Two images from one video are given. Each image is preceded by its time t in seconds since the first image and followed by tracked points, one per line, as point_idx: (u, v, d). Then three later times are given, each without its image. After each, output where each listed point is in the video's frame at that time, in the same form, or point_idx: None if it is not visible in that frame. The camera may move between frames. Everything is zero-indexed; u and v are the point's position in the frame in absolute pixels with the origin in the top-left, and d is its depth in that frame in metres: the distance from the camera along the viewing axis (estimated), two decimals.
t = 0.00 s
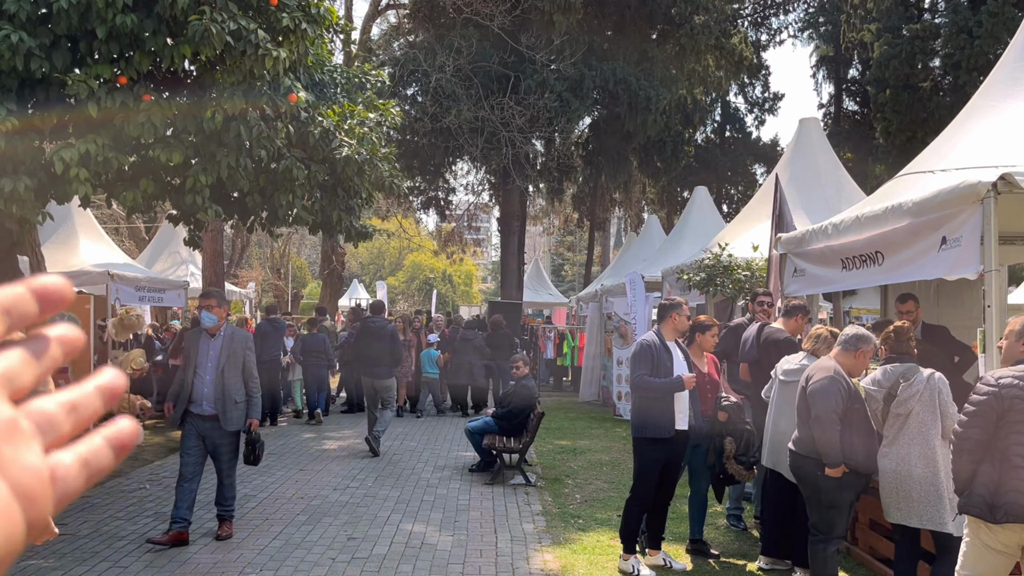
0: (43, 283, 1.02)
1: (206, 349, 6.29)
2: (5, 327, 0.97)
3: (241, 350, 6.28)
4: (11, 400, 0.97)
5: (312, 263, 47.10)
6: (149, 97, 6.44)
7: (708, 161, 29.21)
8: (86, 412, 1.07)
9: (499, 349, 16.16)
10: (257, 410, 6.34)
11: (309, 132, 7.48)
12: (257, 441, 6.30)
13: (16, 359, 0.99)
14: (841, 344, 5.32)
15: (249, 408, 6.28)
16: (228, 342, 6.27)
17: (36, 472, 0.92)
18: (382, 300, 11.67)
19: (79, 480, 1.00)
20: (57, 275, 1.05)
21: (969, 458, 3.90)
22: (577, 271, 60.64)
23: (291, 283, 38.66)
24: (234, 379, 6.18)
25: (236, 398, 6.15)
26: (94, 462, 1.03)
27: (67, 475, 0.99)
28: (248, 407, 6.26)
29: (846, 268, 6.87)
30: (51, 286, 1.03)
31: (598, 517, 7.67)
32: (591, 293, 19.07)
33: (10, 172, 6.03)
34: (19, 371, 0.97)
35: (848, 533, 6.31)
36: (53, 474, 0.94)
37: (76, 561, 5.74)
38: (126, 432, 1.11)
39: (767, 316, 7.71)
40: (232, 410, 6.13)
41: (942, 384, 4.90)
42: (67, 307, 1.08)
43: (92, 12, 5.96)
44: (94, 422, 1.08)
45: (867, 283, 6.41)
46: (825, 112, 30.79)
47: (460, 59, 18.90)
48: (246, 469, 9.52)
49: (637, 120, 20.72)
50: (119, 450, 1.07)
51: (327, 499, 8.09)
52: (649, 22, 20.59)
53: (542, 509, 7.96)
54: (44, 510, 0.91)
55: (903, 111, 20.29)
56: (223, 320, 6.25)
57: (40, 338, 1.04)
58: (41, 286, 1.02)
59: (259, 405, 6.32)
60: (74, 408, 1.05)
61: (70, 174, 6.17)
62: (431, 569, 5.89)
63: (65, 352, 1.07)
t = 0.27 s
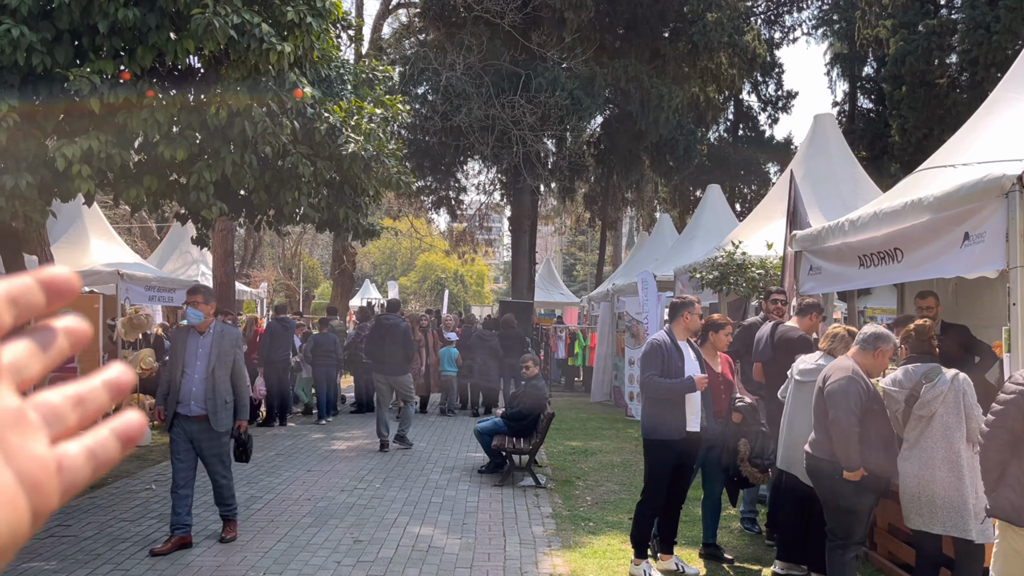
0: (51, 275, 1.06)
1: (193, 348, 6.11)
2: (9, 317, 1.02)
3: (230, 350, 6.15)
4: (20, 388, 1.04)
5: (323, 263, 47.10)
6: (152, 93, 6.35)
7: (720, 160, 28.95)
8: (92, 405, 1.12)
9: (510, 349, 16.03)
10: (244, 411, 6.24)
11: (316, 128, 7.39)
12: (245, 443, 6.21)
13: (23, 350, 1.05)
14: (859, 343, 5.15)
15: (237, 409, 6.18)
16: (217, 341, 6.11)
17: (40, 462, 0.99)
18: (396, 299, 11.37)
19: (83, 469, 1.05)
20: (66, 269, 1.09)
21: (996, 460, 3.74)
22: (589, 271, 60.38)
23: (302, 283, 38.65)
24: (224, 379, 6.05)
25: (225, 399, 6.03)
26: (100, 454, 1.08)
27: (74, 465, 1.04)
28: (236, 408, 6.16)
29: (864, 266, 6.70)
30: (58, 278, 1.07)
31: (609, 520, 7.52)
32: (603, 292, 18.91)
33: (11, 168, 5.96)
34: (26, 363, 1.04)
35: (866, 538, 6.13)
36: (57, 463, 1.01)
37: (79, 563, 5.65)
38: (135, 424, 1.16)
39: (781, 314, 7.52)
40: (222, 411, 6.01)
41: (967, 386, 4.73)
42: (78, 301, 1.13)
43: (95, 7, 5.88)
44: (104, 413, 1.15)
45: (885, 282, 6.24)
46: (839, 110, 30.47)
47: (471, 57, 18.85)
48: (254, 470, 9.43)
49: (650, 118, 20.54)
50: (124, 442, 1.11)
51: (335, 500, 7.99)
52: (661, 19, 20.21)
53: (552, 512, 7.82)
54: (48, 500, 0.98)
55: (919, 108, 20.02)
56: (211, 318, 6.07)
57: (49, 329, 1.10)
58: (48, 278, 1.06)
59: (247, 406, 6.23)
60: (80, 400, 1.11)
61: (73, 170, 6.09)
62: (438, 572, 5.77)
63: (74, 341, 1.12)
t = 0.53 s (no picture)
0: (100, 296, 0.88)
1: (194, 349, 5.89)
2: (68, 339, 0.82)
3: (229, 351, 5.96)
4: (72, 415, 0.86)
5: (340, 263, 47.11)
6: (162, 88, 6.21)
7: (739, 158, 28.62)
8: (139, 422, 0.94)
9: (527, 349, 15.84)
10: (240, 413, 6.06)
11: (328, 124, 7.27)
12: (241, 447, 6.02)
13: (78, 370, 0.87)
14: (891, 344, 4.94)
15: (234, 412, 5.99)
16: (216, 341, 5.91)
17: (102, 476, 0.81)
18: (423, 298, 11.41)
19: (133, 485, 0.88)
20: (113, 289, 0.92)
21: None
22: (606, 270, 60.07)
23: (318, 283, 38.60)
24: (222, 380, 5.87)
25: (225, 401, 5.86)
26: (150, 468, 0.91)
27: (127, 478, 0.87)
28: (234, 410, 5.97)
29: (892, 263, 6.48)
30: (108, 298, 0.89)
31: (629, 524, 7.34)
32: (620, 291, 18.70)
33: (21, 166, 5.88)
34: (83, 383, 0.87)
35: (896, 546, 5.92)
36: (118, 477, 0.83)
37: (90, 567, 5.55)
38: (179, 441, 0.98)
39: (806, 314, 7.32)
40: (223, 414, 5.83)
41: (1008, 387, 4.51)
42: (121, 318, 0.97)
43: None
44: (143, 432, 0.96)
45: (916, 279, 6.02)
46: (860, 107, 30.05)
47: (486, 55, 18.69)
48: (268, 473, 9.31)
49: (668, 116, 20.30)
50: (171, 458, 0.95)
51: (349, 503, 7.86)
52: (679, 16, 19.88)
53: (570, 516, 7.65)
54: (106, 516, 0.81)
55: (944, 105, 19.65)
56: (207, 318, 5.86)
57: (96, 349, 0.92)
58: (100, 299, 0.88)
59: (243, 408, 6.05)
60: (127, 414, 0.93)
61: (82, 167, 5.96)
62: None
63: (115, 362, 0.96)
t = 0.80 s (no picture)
0: (129, 341, 0.93)
1: (200, 353, 5.65)
2: (93, 382, 0.88)
3: (236, 353, 5.70)
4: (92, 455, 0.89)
5: (359, 263, 47.11)
6: (179, 86, 6.10)
7: (762, 156, 28.24)
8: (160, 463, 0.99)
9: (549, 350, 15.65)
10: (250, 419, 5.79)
11: (346, 121, 7.15)
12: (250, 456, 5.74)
13: (101, 414, 0.90)
14: (930, 347, 4.72)
15: (243, 418, 5.71)
16: (222, 343, 5.66)
17: (117, 523, 0.86)
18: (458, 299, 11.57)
19: (152, 531, 0.93)
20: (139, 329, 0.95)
21: None
22: (626, 269, 59.70)
23: (337, 283, 38.59)
24: (229, 384, 5.59)
25: (233, 407, 5.59)
26: (168, 518, 0.96)
27: (142, 524, 0.91)
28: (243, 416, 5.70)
29: (929, 262, 6.24)
30: (135, 341, 0.93)
31: (654, 531, 7.14)
32: (642, 292, 18.47)
33: (37, 166, 5.79)
34: (105, 425, 0.90)
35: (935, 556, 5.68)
36: (128, 524, 0.87)
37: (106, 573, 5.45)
38: (198, 486, 1.02)
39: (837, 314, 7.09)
40: (230, 419, 5.55)
41: None
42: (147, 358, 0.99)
43: None
44: (164, 474, 1.02)
45: (955, 279, 5.79)
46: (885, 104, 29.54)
47: (507, 53, 18.53)
48: (287, 475, 9.21)
49: (691, 114, 20.01)
50: (189, 503, 0.99)
51: (368, 507, 7.73)
52: (701, 12, 19.60)
53: (593, 521, 7.47)
54: (120, 565, 0.84)
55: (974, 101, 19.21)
56: (213, 319, 5.65)
57: (120, 391, 0.96)
58: (125, 342, 0.92)
59: (253, 414, 5.78)
60: (149, 459, 0.99)
61: (98, 166, 5.86)
62: None
63: (142, 404, 0.99)
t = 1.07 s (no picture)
0: (75, 360, 0.87)
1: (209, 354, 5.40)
2: (32, 409, 0.82)
3: (242, 356, 5.35)
4: (25, 491, 0.82)
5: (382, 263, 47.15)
6: (197, 80, 6.08)
7: (788, 154, 27.81)
8: (107, 497, 0.91)
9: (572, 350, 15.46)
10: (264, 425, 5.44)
11: (366, 116, 7.05)
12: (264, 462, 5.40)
13: (41, 444, 0.83)
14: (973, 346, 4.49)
15: (252, 424, 5.36)
16: (227, 344, 5.34)
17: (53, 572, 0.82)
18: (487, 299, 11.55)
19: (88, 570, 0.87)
20: (90, 350, 0.88)
21: None
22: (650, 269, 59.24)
23: (360, 283, 38.62)
24: (232, 387, 5.27)
25: (235, 411, 5.26)
26: (109, 554, 0.90)
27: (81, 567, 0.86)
28: (251, 421, 5.37)
29: (968, 258, 6.00)
30: (85, 363, 0.87)
31: (681, 535, 6.94)
32: (667, 291, 18.22)
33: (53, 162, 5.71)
34: (45, 456, 0.83)
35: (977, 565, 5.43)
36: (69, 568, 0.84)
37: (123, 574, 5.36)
38: (145, 521, 0.96)
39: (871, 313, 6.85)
40: (231, 425, 5.23)
41: None
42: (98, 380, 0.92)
43: None
44: (113, 509, 0.94)
45: (997, 275, 5.55)
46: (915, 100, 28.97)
47: (529, 51, 18.38)
48: (308, 476, 9.12)
49: (716, 111, 19.70)
50: (135, 540, 0.92)
51: (389, 508, 7.61)
52: (726, 8, 19.30)
53: (618, 525, 7.29)
54: None
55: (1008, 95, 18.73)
56: (221, 318, 5.34)
57: (66, 415, 0.88)
58: (73, 364, 0.86)
59: (266, 420, 5.40)
60: (93, 490, 0.90)
61: (115, 162, 5.78)
62: None
63: (90, 429, 0.90)
